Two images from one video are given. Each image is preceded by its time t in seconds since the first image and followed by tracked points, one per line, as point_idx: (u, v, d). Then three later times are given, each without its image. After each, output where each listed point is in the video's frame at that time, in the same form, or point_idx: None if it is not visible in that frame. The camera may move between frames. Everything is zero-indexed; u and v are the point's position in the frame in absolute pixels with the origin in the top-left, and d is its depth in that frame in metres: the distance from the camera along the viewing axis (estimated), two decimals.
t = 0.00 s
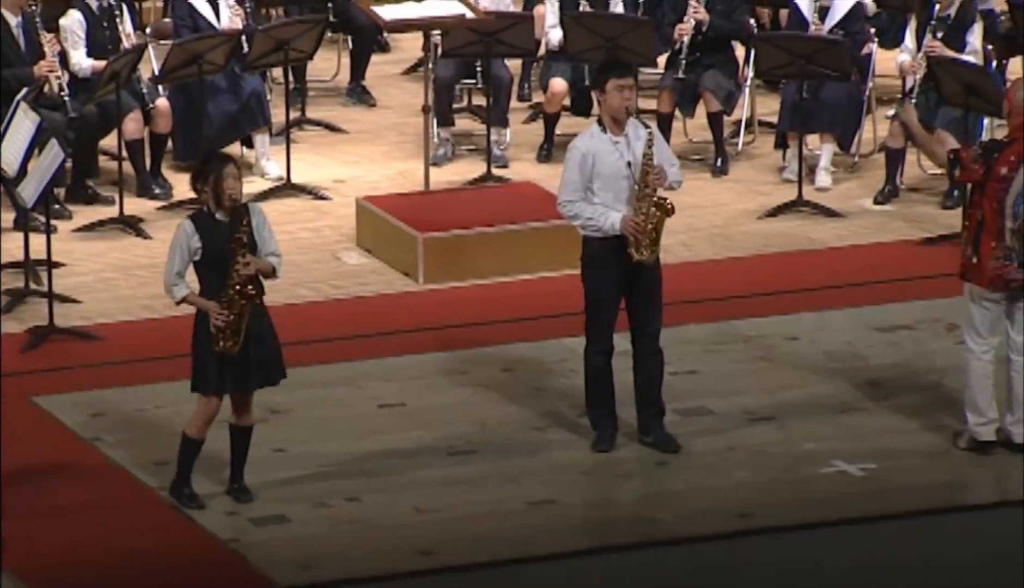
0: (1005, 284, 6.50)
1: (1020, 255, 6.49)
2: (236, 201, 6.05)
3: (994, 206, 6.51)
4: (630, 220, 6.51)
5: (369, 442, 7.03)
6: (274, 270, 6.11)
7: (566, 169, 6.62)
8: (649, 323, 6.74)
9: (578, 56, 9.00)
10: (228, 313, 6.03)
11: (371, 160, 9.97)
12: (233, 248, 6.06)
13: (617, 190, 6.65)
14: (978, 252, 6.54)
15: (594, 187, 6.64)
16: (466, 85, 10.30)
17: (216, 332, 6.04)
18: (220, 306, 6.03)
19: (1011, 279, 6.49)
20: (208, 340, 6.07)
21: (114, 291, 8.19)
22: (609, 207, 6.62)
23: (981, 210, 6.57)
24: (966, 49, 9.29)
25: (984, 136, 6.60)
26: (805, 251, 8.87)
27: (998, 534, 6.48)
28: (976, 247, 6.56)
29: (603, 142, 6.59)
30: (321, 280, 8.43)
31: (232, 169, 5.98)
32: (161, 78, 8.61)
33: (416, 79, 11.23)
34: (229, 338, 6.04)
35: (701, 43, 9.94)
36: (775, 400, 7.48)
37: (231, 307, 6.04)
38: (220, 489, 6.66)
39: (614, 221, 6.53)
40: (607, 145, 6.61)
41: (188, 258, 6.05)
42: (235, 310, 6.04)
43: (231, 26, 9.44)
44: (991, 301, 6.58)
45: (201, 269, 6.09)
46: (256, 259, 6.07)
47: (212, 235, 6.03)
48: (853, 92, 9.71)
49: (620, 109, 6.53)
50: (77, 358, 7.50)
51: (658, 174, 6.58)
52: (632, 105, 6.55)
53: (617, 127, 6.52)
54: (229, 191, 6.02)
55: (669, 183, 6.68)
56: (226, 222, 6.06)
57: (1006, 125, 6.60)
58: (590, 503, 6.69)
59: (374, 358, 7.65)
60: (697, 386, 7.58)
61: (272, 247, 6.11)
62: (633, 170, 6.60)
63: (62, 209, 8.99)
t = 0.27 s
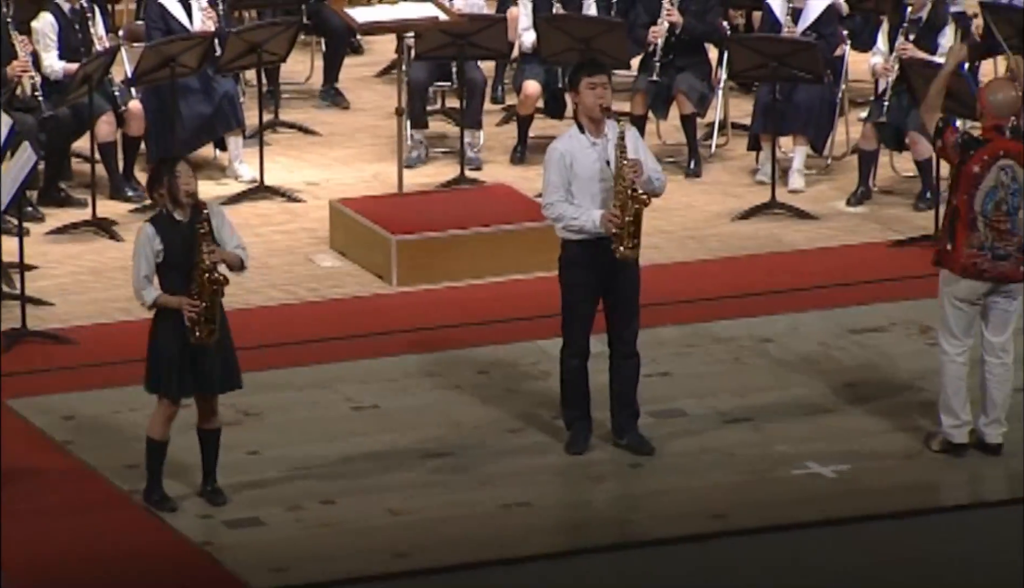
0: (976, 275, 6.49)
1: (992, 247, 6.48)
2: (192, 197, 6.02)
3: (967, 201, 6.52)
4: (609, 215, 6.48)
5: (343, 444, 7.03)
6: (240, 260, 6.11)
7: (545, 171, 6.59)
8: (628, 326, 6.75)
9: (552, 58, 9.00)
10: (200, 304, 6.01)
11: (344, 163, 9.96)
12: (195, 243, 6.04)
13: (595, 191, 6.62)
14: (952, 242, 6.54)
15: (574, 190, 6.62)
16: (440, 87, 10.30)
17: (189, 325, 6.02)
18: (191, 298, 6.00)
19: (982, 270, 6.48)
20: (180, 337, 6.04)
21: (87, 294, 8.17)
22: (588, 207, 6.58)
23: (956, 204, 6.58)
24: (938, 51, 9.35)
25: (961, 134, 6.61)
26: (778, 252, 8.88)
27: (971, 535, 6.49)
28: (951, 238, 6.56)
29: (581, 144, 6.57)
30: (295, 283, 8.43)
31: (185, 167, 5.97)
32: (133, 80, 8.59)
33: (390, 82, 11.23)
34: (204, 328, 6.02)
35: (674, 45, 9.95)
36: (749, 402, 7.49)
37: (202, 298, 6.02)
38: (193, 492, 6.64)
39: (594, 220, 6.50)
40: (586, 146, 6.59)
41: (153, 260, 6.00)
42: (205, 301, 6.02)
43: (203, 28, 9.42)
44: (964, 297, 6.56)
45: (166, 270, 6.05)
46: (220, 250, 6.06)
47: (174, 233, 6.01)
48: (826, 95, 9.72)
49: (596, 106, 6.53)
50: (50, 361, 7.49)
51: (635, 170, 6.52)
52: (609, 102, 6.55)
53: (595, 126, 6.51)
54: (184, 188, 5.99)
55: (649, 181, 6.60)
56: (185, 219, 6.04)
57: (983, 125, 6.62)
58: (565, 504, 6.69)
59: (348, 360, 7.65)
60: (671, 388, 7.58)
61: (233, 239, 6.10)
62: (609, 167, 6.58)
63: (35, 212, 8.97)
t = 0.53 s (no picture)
0: (943, 278, 6.50)
1: (959, 252, 6.49)
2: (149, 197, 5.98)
3: (937, 204, 6.53)
4: (578, 223, 6.45)
5: (315, 447, 7.02)
6: (205, 256, 6.08)
7: (522, 171, 6.58)
8: (601, 327, 6.74)
9: (523, 61, 9.01)
10: (165, 300, 5.95)
11: (317, 165, 9.95)
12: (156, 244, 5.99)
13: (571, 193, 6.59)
14: (920, 244, 6.54)
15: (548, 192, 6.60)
16: (412, 89, 10.29)
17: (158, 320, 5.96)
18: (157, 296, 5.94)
19: (949, 274, 6.49)
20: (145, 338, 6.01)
21: (58, 297, 8.16)
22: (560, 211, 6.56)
23: (926, 206, 6.58)
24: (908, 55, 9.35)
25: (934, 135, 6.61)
26: (749, 254, 8.89)
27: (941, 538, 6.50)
28: (919, 240, 6.56)
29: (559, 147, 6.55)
30: (267, 285, 8.42)
31: (140, 168, 5.92)
32: (103, 83, 8.56)
33: (362, 84, 11.22)
34: (171, 324, 5.98)
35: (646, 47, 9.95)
36: (720, 404, 7.49)
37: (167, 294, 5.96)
38: (164, 494, 6.63)
39: (561, 223, 6.48)
40: (563, 150, 6.57)
41: (116, 262, 5.96)
42: (170, 297, 5.96)
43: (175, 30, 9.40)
44: (931, 299, 6.57)
45: (129, 273, 5.99)
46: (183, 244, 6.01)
47: (132, 235, 5.97)
48: (797, 96, 9.73)
49: (577, 110, 6.52)
50: (21, 364, 7.47)
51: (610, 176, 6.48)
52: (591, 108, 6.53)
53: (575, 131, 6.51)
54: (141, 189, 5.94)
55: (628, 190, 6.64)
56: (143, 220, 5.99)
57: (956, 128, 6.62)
58: (538, 506, 6.69)
59: (320, 363, 7.64)
60: (643, 390, 7.59)
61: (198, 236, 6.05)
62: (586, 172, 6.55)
63: (5, 215, 8.95)
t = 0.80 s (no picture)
0: (913, 282, 6.51)
1: (929, 257, 6.51)
2: (109, 217, 5.99)
3: (908, 207, 6.55)
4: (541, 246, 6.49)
5: (286, 451, 7.01)
6: (154, 282, 6.10)
7: (501, 173, 6.57)
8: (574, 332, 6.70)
9: (494, 64, 9.01)
10: (108, 333, 6.03)
11: (288, 169, 9.94)
12: (109, 267, 6.02)
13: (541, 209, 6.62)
14: (891, 248, 6.55)
15: (521, 199, 6.61)
16: (382, 93, 10.29)
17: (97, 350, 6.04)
18: (102, 324, 6.02)
19: (919, 278, 6.50)
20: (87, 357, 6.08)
21: (29, 300, 8.14)
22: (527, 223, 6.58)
23: (897, 210, 6.60)
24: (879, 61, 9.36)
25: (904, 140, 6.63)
26: (721, 257, 8.89)
27: (914, 541, 6.50)
28: (890, 244, 6.57)
29: (543, 161, 6.55)
30: (238, 288, 8.41)
31: (106, 188, 5.93)
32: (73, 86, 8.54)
33: (333, 87, 11.21)
34: (110, 354, 6.05)
35: (617, 51, 9.96)
36: (693, 408, 7.49)
37: (110, 327, 6.03)
38: (136, 498, 6.62)
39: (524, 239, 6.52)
40: (547, 166, 6.57)
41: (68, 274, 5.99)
42: (115, 330, 6.03)
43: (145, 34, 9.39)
44: (902, 301, 6.58)
45: (80, 284, 6.04)
46: (134, 275, 6.05)
47: (89, 253, 5.99)
48: (767, 100, 9.75)
49: (564, 136, 6.51)
50: None
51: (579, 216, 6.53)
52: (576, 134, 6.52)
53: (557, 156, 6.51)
54: (103, 208, 5.96)
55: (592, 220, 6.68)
56: (101, 238, 6.01)
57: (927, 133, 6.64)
58: (511, 509, 6.69)
59: (291, 366, 7.62)
60: (615, 393, 7.59)
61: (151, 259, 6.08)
62: (562, 198, 6.57)
63: None
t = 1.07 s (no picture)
0: (883, 286, 6.54)
1: (899, 261, 6.53)
2: (76, 228, 5.99)
3: (877, 212, 6.56)
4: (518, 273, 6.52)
5: (257, 455, 7.00)
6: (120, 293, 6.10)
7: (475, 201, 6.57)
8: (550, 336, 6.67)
9: (466, 68, 9.00)
10: (69, 345, 6.05)
11: (259, 172, 9.93)
12: (73, 278, 6.05)
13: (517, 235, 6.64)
14: (861, 254, 6.59)
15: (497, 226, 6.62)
16: (354, 97, 10.28)
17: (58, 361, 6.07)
18: (64, 334, 6.04)
19: (889, 282, 6.53)
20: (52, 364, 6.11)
21: None
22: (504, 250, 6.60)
23: (866, 214, 6.62)
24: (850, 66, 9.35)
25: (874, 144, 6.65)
26: (692, 261, 8.90)
27: (885, 544, 6.51)
28: (861, 249, 6.61)
29: (518, 190, 6.56)
30: (209, 292, 8.39)
31: (72, 201, 5.93)
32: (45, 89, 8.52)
33: (304, 91, 11.20)
34: (69, 366, 6.07)
35: (588, 55, 9.96)
36: (665, 411, 7.50)
37: (71, 341, 6.05)
38: (107, 503, 6.61)
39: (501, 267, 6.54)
40: (522, 195, 6.59)
41: (32, 281, 6.03)
42: (75, 345, 6.05)
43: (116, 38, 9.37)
44: (873, 305, 6.60)
45: (47, 291, 6.08)
46: (99, 288, 6.06)
47: (53, 263, 6.01)
48: (739, 103, 9.73)
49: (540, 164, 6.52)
50: None
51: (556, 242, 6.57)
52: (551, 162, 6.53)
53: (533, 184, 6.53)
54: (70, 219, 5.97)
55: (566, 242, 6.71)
56: (69, 246, 6.02)
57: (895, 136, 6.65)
58: (483, 513, 6.69)
59: (263, 371, 7.61)
60: (587, 396, 7.59)
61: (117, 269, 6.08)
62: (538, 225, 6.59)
63: None
